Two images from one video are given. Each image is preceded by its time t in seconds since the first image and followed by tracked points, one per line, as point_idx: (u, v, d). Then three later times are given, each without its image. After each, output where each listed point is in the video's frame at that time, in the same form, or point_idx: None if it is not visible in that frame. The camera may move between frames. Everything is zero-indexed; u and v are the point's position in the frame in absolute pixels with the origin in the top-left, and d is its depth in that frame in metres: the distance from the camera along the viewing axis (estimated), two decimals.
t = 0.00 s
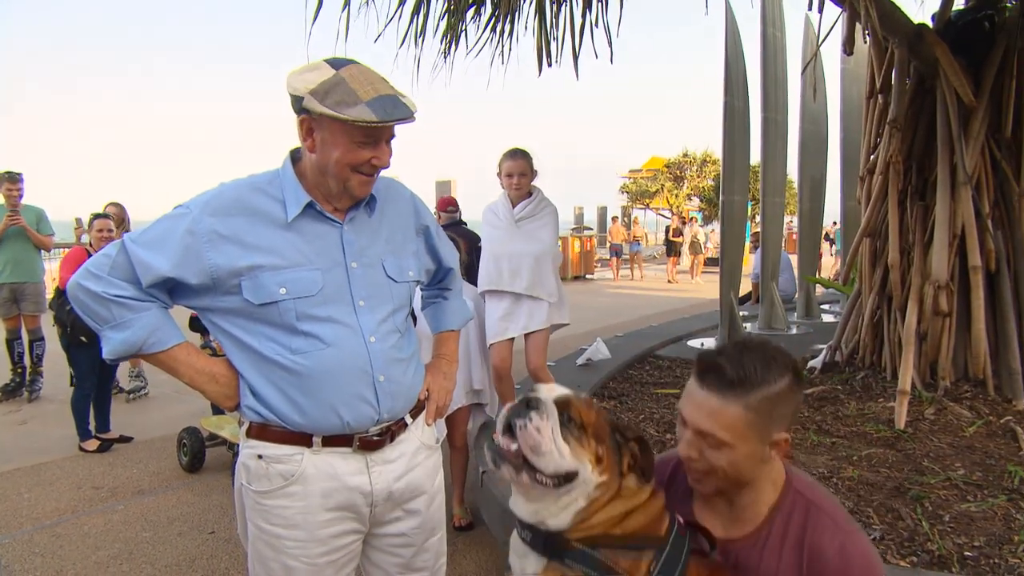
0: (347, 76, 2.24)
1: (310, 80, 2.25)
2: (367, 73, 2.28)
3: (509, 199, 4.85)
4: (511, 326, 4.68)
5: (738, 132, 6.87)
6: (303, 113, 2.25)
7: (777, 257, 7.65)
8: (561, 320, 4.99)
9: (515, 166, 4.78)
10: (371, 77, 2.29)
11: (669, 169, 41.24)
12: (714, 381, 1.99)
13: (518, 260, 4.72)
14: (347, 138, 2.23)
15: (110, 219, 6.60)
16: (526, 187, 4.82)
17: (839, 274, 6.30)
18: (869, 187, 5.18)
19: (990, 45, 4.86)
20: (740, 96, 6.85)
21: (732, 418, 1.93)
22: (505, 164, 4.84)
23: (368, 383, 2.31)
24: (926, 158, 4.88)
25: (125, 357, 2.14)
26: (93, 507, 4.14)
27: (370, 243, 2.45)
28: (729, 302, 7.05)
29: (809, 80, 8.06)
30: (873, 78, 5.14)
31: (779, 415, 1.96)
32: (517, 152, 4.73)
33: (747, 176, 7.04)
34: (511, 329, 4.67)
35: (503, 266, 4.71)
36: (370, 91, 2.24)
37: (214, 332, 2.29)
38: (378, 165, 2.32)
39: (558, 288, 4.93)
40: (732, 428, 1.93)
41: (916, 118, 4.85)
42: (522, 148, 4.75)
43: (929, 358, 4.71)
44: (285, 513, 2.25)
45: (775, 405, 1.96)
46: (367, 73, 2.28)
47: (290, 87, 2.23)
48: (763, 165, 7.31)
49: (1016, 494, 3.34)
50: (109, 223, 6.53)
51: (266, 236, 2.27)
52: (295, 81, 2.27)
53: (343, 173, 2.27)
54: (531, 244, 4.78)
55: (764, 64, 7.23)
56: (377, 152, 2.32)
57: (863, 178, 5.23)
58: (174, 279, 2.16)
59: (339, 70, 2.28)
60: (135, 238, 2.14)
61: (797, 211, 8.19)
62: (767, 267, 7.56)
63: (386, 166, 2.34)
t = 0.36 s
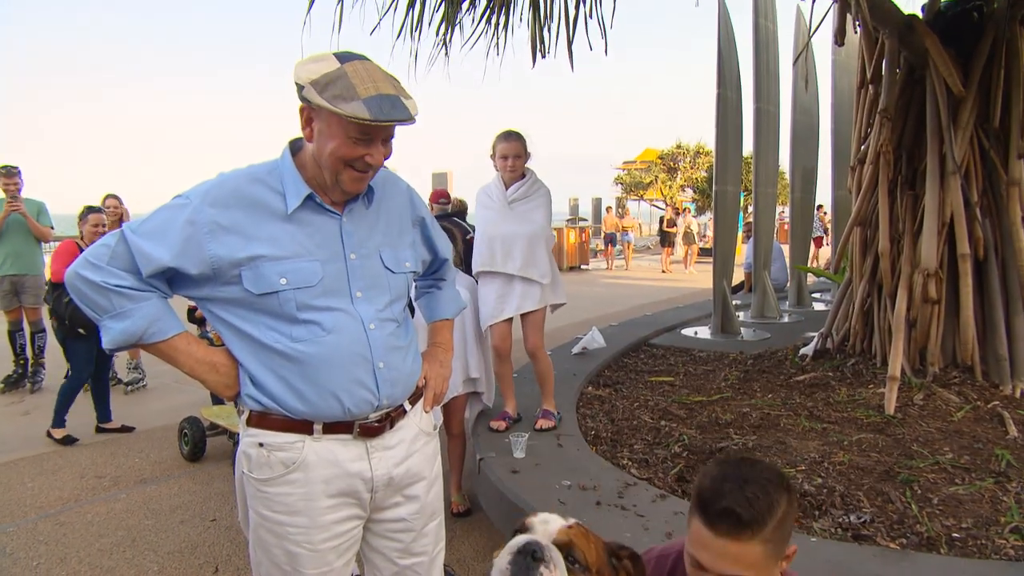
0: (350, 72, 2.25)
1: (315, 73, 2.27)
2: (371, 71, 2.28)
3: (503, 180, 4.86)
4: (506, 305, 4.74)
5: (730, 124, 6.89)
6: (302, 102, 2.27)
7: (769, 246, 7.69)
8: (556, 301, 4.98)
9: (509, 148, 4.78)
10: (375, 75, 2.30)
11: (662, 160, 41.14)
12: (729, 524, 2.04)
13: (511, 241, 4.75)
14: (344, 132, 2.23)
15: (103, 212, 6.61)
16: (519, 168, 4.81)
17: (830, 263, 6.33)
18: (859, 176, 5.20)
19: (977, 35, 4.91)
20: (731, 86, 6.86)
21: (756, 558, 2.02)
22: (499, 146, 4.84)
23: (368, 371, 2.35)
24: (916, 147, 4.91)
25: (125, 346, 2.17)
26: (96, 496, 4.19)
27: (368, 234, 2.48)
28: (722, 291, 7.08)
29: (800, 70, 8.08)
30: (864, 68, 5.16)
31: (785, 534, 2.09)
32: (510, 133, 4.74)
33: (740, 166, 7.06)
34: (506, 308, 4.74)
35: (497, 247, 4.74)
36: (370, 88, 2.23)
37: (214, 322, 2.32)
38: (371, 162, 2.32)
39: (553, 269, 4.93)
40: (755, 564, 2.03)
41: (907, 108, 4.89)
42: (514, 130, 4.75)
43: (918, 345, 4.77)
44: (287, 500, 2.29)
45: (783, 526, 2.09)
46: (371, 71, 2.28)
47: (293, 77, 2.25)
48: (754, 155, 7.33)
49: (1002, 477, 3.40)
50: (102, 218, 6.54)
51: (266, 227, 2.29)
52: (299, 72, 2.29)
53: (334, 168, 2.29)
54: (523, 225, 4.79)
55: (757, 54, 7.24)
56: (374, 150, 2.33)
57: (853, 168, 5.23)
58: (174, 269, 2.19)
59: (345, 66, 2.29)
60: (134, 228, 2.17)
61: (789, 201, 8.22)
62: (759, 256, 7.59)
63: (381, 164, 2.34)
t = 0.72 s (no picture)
0: (345, 69, 2.29)
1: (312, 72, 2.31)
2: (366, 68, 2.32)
3: (502, 178, 4.85)
4: (509, 301, 4.84)
5: (725, 126, 6.92)
6: (302, 103, 2.31)
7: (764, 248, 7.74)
8: (555, 295, 5.06)
9: (508, 146, 4.81)
10: (371, 72, 2.34)
11: (660, 160, 41.19)
12: (731, 319, 1.94)
13: (512, 238, 4.78)
14: (343, 131, 2.27)
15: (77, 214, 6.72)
16: (518, 167, 4.84)
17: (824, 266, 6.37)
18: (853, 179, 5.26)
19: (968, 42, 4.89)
20: (728, 90, 6.90)
21: (757, 358, 1.87)
22: (498, 144, 4.87)
23: (367, 369, 2.38)
24: (908, 152, 4.93)
25: (129, 344, 2.20)
26: (99, 491, 4.22)
27: (369, 233, 2.51)
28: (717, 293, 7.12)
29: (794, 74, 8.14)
30: (857, 74, 5.22)
31: (790, 357, 1.94)
32: (508, 131, 4.78)
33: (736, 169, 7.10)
34: (510, 304, 4.84)
35: (497, 244, 4.78)
36: (365, 84, 2.27)
37: (217, 320, 2.36)
38: (373, 159, 2.35)
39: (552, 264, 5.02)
40: (753, 366, 1.88)
41: (899, 113, 4.91)
42: (513, 127, 4.79)
43: (909, 346, 4.82)
44: (287, 497, 2.33)
45: (789, 349, 1.94)
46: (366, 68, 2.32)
47: (291, 77, 2.29)
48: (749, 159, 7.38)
49: (992, 476, 3.44)
50: (77, 221, 6.67)
51: (269, 226, 2.33)
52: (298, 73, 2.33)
53: (337, 166, 2.32)
54: (522, 221, 4.81)
55: (752, 58, 7.29)
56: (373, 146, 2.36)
57: (846, 171, 5.30)
58: (178, 267, 2.22)
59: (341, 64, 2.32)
60: (139, 227, 2.20)
61: (783, 204, 8.27)
62: (754, 259, 7.63)
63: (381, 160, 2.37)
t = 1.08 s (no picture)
0: (336, 62, 2.37)
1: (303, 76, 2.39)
2: (355, 55, 2.40)
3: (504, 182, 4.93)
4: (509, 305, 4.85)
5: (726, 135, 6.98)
6: (306, 106, 2.38)
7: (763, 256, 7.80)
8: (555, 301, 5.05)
9: (510, 152, 4.88)
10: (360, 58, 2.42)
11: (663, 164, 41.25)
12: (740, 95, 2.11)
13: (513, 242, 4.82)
14: (350, 118, 2.35)
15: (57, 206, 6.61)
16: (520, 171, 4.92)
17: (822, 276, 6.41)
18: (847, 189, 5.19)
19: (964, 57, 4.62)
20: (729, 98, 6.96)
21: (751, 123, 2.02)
22: (500, 151, 4.97)
23: (369, 366, 2.42)
24: (903, 161, 4.90)
25: (134, 340, 2.24)
26: (102, 483, 4.28)
27: (374, 232, 2.55)
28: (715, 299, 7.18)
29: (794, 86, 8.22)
30: (853, 85, 5.13)
31: (793, 125, 2.02)
32: (510, 137, 4.87)
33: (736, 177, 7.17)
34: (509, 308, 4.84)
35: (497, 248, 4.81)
36: (362, 69, 2.35)
37: (223, 316, 2.41)
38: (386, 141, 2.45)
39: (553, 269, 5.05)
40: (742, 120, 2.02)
41: (894, 125, 4.83)
42: (514, 133, 4.86)
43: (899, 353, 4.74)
44: (289, 492, 2.36)
45: (791, 117, 2.04)
46: (355, 56, 2.40)
47: (284, 86, 2.37)
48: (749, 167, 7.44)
49: (980, 482, 3.47)
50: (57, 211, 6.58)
51: (274, 224, 2.38)
52: (292, 80, 2.40)
53: (354, 158, 2.39)
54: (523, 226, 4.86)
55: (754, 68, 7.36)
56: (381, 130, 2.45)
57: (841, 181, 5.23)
58: (184, 264, 2.27)
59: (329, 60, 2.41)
60: (145, 224, 2.24)
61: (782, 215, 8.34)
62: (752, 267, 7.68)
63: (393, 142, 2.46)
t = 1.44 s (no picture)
0: (338, 67, 2.39)
1: (305, 82, 2.42)
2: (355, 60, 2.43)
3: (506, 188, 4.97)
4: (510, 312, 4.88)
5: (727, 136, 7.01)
6: (309, 112, 2.40)
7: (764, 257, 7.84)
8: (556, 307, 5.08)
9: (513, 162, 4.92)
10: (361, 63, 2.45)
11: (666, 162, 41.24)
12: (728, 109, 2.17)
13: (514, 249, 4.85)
14: (353, 123, 2.39)
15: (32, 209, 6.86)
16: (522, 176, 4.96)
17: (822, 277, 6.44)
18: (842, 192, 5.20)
19: (956, 63, 4.62)
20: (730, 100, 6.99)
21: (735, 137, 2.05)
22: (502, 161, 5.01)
23: (373, 368, 2.46)
24: (898, 166, 4.89)
25: (141, 342, 2.28)
26: (110, 482, 4.34)
27: (378, 236, 2.59)
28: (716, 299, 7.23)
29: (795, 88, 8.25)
30: (848, 90, 5.14)
31: (776, 136, 2.06)
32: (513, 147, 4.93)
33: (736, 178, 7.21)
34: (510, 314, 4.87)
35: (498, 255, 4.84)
36: (363, 73, 2.38)
37: (229, 319, 2.45)
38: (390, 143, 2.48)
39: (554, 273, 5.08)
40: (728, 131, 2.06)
41: (888, 130, 4.84)
42: (517, 143, 4.90)
43: (895, 353, 4.77)
44: (293, 492, 2.40)
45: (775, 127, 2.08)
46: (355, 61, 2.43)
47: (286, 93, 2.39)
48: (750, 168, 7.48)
49: (973, 481, 3.50)
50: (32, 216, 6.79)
51: (279, 228, 2.42)
52: (295, 87, 2.43)
53: (360, 162, 2.42)
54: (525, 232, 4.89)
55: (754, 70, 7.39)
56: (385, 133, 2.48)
57: (837, 184, 5.24)
58: (191, 267, 2.31)
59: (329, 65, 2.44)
60: (153, 228, 2.29)
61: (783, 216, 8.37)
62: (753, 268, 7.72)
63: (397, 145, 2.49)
